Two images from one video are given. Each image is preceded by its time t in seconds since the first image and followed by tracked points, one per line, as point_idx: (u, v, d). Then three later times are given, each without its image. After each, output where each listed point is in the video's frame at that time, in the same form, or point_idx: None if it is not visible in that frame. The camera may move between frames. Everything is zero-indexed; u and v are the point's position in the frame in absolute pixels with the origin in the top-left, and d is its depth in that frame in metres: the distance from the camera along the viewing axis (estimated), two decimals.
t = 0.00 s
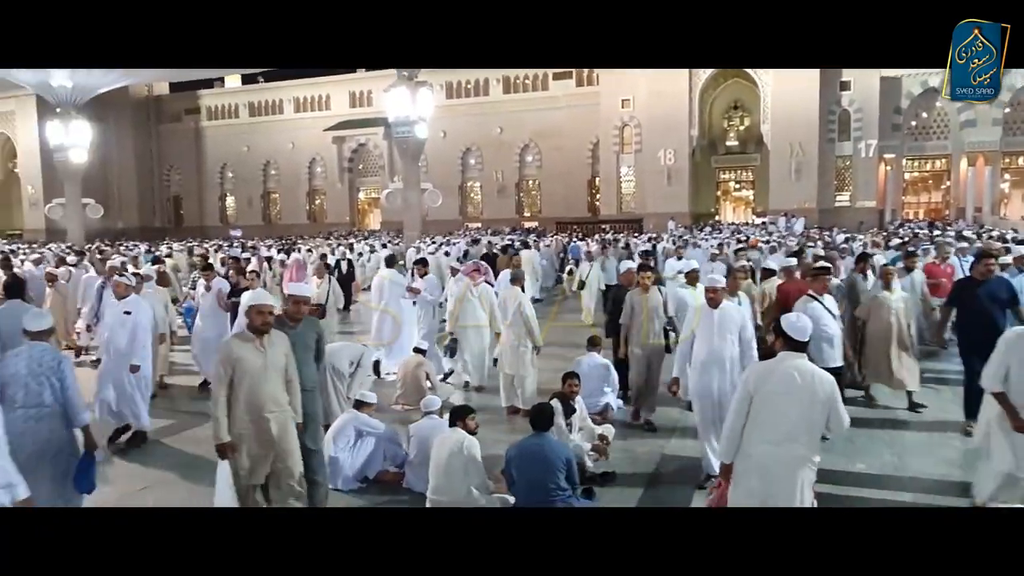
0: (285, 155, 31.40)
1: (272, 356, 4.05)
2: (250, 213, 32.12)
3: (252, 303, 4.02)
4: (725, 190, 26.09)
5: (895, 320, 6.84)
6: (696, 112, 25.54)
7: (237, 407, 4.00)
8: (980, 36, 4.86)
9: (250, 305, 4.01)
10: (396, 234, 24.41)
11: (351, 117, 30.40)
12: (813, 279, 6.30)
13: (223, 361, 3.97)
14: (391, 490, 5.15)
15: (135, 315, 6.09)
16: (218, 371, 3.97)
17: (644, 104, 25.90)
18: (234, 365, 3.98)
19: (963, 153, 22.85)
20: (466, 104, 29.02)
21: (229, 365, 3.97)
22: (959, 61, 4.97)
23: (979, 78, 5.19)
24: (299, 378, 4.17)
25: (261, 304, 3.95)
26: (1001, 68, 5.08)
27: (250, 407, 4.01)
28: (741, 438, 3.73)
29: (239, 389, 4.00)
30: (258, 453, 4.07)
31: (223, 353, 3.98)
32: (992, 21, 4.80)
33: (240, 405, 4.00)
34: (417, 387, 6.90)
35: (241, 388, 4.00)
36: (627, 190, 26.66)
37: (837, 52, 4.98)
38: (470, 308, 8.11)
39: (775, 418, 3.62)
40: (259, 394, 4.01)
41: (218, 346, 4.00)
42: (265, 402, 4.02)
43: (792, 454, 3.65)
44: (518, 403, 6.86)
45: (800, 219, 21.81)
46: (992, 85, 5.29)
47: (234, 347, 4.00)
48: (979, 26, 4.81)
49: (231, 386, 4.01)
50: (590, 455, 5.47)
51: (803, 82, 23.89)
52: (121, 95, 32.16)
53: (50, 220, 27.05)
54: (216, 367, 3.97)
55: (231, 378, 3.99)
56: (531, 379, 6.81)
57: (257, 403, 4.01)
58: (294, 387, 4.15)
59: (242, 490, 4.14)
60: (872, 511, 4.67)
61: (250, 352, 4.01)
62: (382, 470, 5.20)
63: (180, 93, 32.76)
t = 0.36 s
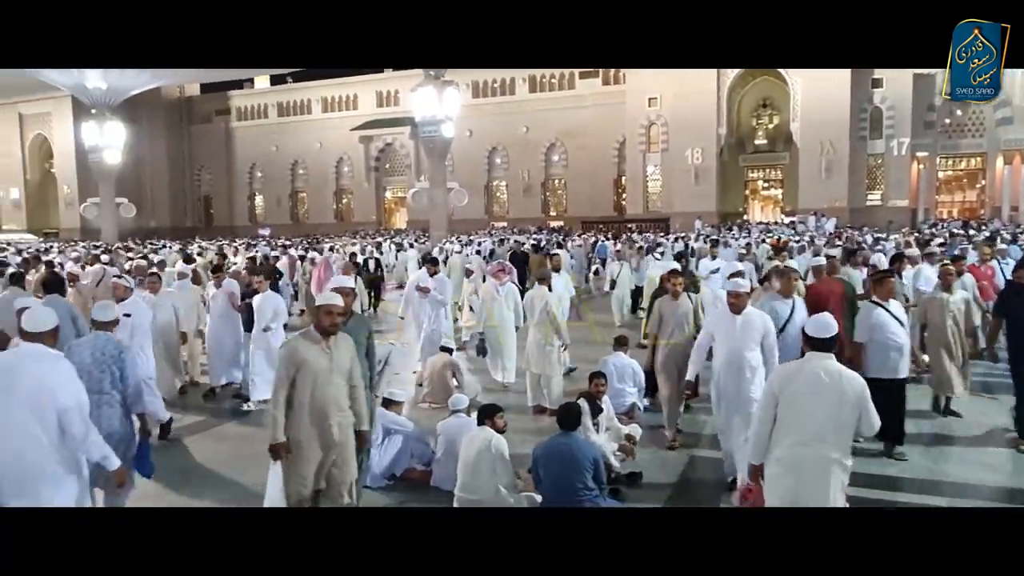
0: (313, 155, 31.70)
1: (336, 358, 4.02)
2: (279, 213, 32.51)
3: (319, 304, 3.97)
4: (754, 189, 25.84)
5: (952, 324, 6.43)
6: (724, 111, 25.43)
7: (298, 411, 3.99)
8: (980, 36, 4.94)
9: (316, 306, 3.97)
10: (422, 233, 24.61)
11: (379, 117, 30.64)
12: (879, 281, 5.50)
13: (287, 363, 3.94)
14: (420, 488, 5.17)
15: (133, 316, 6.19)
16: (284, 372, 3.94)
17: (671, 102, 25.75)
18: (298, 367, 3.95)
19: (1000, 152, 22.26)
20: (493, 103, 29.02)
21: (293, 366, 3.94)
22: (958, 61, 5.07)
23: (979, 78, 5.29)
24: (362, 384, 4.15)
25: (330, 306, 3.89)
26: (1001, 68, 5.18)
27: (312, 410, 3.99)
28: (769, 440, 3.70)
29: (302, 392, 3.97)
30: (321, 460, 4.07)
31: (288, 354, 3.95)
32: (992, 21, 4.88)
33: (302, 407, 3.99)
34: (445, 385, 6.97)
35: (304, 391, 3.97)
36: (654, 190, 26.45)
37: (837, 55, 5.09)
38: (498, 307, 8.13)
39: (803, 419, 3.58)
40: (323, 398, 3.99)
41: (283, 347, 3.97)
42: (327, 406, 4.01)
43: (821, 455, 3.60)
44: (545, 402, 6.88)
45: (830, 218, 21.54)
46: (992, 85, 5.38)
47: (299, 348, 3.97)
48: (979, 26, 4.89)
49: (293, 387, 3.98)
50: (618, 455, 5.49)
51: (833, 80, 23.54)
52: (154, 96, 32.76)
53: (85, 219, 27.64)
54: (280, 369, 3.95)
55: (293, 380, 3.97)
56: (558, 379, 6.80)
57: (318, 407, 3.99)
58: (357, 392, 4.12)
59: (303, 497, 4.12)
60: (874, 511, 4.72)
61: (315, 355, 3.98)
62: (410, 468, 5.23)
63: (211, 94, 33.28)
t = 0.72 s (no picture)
0: (364, 156, 32.18)
1: (418, 362, 4.02)
2: (331, 213, 33.07)
3: (400, 306, 3.99)
4: (810, 186, 25.27)
5: None
6: (778, 107, 24.84)
7: (384, 418, 3.99)
8: (980, 36, 4.90)
9: (396, 309, 3.98)
10: (472, 232, 24.74)
11: (428, 118, 30.93)
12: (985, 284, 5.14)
13: (371, 368, 3.96)
14: (471, 486, 5.23)
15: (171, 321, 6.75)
16: (367, 377, 3.95)
17: (724, 99, 25.32)
18: (382, 371, 3.97)
19: None
20: (542, 102, 29.07)
21: (376, 371, 3.96)
22: (958, 60, 5.03)
23: (979, 77, 5.22)
24: (449, 389, 4.14)
25: (409, 309, 3.90)
26: (1001, 68, 5.12)
27: (396, 417, 4.00)
28: (827, 442, 3.62)
29: (388, 398, 3.98)
30: (413, 468, 4.07)
31: (371, 359, 3.97)
32: (991, 21, 4.85)
33: (387, 414, 3.99)
34: (495, 384, 7.04)
35: (388, 396, 3.98)
36: (705, 188, 26.04)
37: (849, 52, 5.05)
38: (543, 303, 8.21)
39: (862, 421, 3.49)
40: (408, 403, 3.98)
41: (365, 352, 4.00)
42: (412, 412, 4.01)
43: (882, 459, 3.49)
44: (596, 402, 6.86)
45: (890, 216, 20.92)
46: (992, 85, 5.30)
47: (381, 353, 3.99)
48: (978, 26, 4.86)
49: (377, 393, 3.99)
50: (669, 455, 5.43)
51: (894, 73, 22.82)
52: (212, 100, 33.73)
53: (148, 220, 28.61)
54: (363, 375, 3.95)
55: (377, 386, 3.98)
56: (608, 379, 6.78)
57: (404, 414, 4.00)
58: (442, 397, 4.13)
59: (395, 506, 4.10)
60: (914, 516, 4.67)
61: (398, 359, 3.98)
62: (461, 466, 5.29)
63: (267, 97, 34.11)
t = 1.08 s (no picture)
0: (408, 155, 32.48)
1: (490, 366, 3.91)
2: (375, 211, 33.47)
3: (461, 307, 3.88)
4: (859, 185, 24.76)
5: None
6: (827, 103, 24.18)
7: (458, 424, 3.85)
8: (980, 36, 4.47)
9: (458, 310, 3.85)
10: (514, 231, 24.79)
11: (471, 117, 31.08)
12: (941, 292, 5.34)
13: (440, 373, 3.81)
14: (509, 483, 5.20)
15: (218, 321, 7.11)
16: (438, 383, 3.81)
17: (771, 95, 24.89)
18: (453, 376, 3.83)
19: None
20: (585, 100, 28.99)
21: (445, 376, 3.82)
22: (958, 61, 4.60)
23: (979, 77, 4.86)
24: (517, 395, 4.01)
25: (473, 308, 3.79)
26: (1001, 68, 4.71)
27: (471, 423, 3.85)
28: (877, 446, 3.52)
29: (462, 403, 3.84)
30: (484, 478, 3.90)
31: (439, 364, 3.82)
32: (992, 20, 4.42)
33: (461, 419, 3.85)
34: (536, 382, 7.07)
35: (461, 401, 3.84)
36: (750, 186, 25.63)
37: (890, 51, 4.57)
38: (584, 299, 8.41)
39: (915, 425, 3.39)
40: (482, 408, 3.85)
41: (433, 356, 3.85)
42: (486, 418, 3.87)
43: (936, 466, 3.37)
44: (638, 403, 6.80)
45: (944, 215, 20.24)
46: (993, 84, 4.96)
47: (448, 354, 3.84)
48: (979, 25, 4.43)
49: (449, 399, 3.85)
50: (710, 456, 5.33)
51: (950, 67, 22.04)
52: (261, 101, 34.49)
53: (199, 218, 29.36)
54: (434, 380, 3.80)
55: (449, 391, 3.84)
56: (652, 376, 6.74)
57: (478, 420, 3.86)
58: (511, 400, 4.05)
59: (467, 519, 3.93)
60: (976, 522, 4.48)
61: (469, 364, 3.86)
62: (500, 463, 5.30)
63: (314, 98, 34.72)
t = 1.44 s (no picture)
0: (439, 152, 32.60)
1: (563, 373, 3.71)
2: (406, 208, 33.67)
3: (535, 310, 3.74)
4: (898, 182, 24.24)
5: None
6: (865, 99, 23.76)
7: (524, 434, 3.70)
8: (980, 35, 4.24)
9: (535, 312, 3.69)
10: (545, 228, 24.76)
11: (502, 113, 31.09)
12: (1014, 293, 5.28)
13: (511, 378, 3.66)
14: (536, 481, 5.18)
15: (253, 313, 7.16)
16: (509, 387, 3.66)
17: (807, 91, 24.48)
18: (524, 382, 3.67)
19: None
20: (616, 97, 28.86)
21: (518, 381, 3.67)
22: (957, 62, 4.38)
23: (978, 77, 4.64)
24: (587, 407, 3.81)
25: (550, 311, 3.64)
26: (1002, 68, 4.50)
27: (538, 434, 3.70)
28: (916, 450, 3.46)
29: (528, 412, 3.68)
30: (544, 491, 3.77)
31: (511, 370, 3.66)
32: (993, 20, 4.17)
33: (528, 429, 3.70)
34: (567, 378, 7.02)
35: (529, 410, 3.69)
36: (785, 183, 25.28)
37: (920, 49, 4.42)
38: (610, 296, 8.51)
39: (955, 429, 3.32)
40: (551, 418, 3.69)
41: (505, 358, 3.69)
42: (554, 430, 3.71)
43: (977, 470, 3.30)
44: (670, 401, 6.73)
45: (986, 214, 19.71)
46: (992, 84, 4.76)
47: (521, 359, 3.68)
48: (979, 25, 4.18)
49: (519, 406, 3.70)
50: (746, 458, 5.25)
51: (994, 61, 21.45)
52: (295, 99, 34.90)
53: (234, 214, 29.87)
54: (506, 384, 3.66)
55: (518, 397, 3.68)
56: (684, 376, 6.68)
57: (546, 429, 3.70)
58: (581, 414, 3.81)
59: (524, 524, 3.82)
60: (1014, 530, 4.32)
61: (543, 370, 3.68)
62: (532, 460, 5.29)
63: (346, 95, 35.03)
